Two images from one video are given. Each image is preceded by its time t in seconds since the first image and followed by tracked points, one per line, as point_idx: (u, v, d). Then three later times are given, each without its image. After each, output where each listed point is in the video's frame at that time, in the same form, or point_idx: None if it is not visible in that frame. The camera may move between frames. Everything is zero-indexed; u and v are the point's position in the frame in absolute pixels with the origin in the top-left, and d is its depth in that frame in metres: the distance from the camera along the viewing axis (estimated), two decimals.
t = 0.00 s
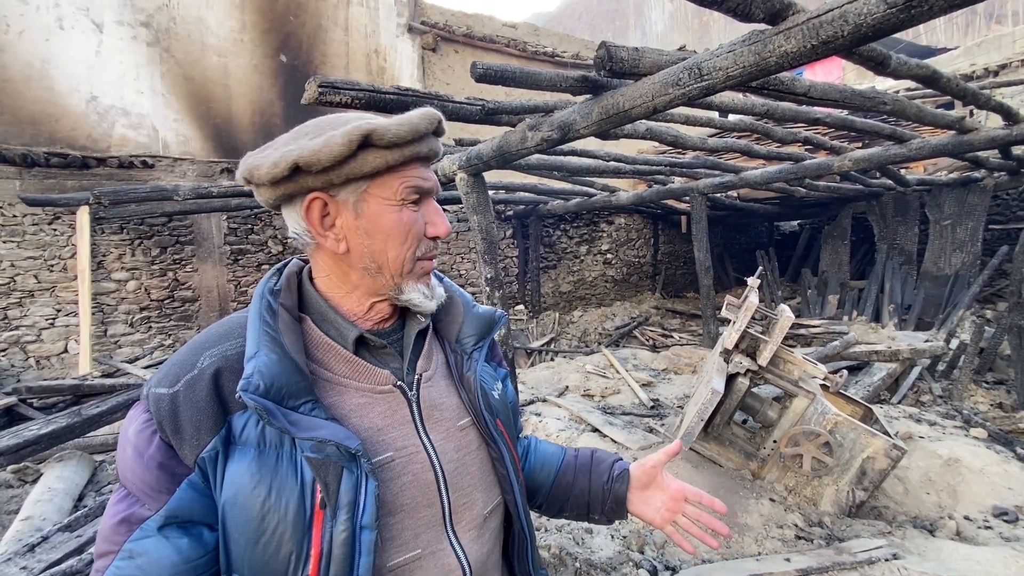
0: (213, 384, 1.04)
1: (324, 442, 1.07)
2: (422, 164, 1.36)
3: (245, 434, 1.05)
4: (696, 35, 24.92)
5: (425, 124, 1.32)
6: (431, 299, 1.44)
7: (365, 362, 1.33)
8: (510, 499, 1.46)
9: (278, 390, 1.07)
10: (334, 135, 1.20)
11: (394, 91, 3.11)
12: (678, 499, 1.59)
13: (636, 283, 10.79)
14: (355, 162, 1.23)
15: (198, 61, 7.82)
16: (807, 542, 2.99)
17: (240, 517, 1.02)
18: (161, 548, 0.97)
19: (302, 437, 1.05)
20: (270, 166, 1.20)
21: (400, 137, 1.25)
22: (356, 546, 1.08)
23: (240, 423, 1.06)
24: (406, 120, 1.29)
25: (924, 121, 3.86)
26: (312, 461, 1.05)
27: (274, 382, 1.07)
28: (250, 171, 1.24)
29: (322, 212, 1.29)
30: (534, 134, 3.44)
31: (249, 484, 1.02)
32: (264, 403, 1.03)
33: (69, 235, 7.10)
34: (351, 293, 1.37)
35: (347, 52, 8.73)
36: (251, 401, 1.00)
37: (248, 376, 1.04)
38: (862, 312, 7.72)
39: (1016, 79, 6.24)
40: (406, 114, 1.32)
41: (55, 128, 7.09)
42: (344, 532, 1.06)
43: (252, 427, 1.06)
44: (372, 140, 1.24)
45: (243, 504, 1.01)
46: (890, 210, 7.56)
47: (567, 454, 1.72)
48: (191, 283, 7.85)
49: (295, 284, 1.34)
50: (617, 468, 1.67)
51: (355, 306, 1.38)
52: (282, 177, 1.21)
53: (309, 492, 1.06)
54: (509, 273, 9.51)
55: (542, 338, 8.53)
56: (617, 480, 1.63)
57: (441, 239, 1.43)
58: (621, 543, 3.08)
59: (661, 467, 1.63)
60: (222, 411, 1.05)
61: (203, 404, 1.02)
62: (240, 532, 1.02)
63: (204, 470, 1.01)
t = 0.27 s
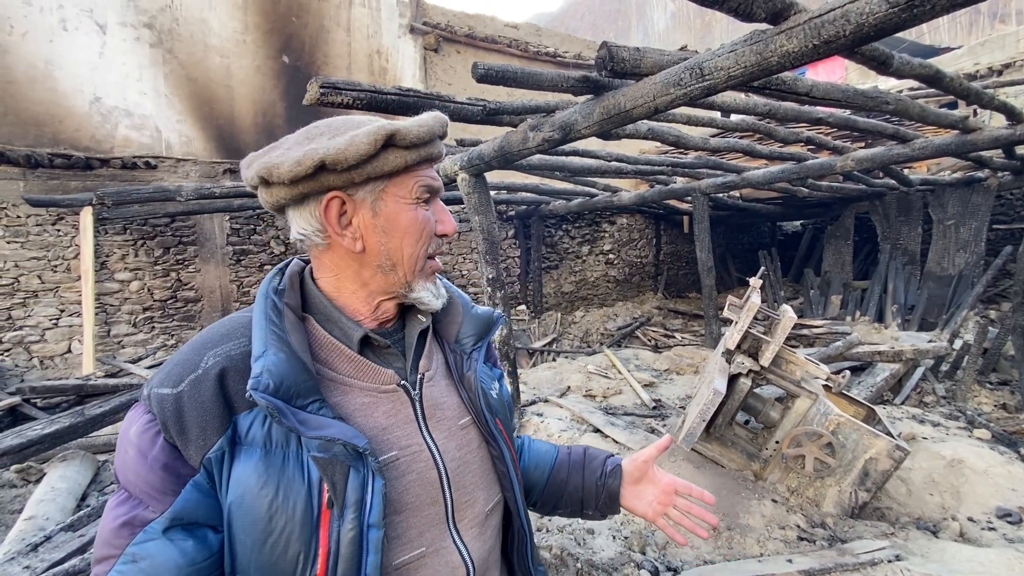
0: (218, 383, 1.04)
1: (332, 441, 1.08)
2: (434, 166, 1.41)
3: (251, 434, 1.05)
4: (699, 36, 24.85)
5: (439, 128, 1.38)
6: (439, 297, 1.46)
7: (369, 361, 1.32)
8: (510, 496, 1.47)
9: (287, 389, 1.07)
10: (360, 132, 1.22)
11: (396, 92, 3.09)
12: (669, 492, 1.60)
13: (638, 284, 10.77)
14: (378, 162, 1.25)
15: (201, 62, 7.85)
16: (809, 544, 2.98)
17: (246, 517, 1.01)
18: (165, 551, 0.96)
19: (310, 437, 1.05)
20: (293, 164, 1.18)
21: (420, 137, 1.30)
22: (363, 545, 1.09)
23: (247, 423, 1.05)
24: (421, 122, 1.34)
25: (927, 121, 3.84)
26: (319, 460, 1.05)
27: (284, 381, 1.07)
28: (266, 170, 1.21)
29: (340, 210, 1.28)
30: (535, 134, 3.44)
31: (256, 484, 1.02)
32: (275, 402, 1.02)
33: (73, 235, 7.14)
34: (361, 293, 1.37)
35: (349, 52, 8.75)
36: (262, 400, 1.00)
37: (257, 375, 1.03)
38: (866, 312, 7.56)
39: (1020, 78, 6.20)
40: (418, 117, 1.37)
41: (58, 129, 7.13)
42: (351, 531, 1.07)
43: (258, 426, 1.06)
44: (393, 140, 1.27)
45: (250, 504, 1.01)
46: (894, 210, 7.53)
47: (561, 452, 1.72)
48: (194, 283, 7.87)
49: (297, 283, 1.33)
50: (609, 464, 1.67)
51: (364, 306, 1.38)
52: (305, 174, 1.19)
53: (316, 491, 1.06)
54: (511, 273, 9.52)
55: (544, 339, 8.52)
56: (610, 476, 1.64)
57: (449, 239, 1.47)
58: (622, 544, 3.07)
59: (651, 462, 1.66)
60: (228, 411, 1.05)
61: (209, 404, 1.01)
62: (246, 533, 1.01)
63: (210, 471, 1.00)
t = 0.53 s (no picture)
0: (218, 386, 1.03)
1: (336, 443, 1.07)
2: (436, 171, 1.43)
3: (253, 438, 1.04)
4: (701, 36, 24.80)
5: (444, 134, 1.40)
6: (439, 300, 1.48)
7: (371, 361, 1.31)
8: (509, 493, 1.47)
9: (291, 392, 1.06)
10: (373, 137, 1.22)
11: (397, 93, 3.08)
12: (666, 460, 1.61)
13: (640, 284, 10.76)
14: (389, 167, 1.26)
15: (204, 63, 7.88)
16: (812, 545, 2.97)
17: (251, 520, 1.01)
18: (169, 560, 0.94)
19: (314, 439, 1.05)
20: (306, 165, 1.15)
21: (429, 144, 1.31)
22: (368, 546, 1.08)
23: (249, 427, 1.05)
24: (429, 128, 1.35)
25: (930, 120, 3.82)
26: (323, 463, 1.05)
27: (288, 383, 1.06)
28: (274, 170, 1.17)
29: (346, 213, 1.28)
30: (537, 134, 3.44)
31: (260, 488, 1.01)
32: (281, 404, 1.02)
33: (77, 236, 7.17)
34: (361, 296, 1.36)
35: (351, 53, 8.77)
36: (269, 402, 0.99)
37: (262, 377, 1.03)
38: (869, 313, 7.57)
39: None
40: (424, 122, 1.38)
41: (62, 131, 7.16)
42: (356, 533, 1.06)
43: (260, 430, 1.05)
44: (403, 146, 1.28)
45: (255, 508, 1.01)
46: (897, 210, 7.50)
47: (558, 435, 1.73)
48: (197, 284, 7.89)
49: (295, 283, 1.32)
50: (607, 442, 1.68)
51: (363, 308, 1.37)
52: (317, 177, 1.18)
53: (320, 493, 1.06)
54: (513, 274, 9.52)
55: (546, 339, 8.52)
56: (609, 453, 1.65)
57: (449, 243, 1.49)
58: (624, 545, 3.07)
59: (645, 433, 1.67)
60: (229, 415, 1.04)
61: (210, 408, 1.00)
62: (251, 536, 1.01)
63: (213, 475, 1.00)
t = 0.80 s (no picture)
0: (215, 394, 1.01)
1: (339, 447, 1.06)
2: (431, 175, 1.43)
3: (253, 445, 1.03)
4: (702, 35, 24.77)
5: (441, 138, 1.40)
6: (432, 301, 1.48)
7: (368, 363, 1.30)
8: (505, 487, 1.48)
9: (293, 397, 1.05)
10: (372, 139, 1.21)
11: (398, 93, 3.09)
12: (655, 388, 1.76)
13: (641, 284, 10.75)
14: (388, 169, 1.26)
15: (205, 64, 7.89)
16: (812, 545, 2.96)
17: (254, 528, 1.00)
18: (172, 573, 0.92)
19: (317, 445, 1.04)
20: (304, 166, 1.15)
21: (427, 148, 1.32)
22: (373, 547, 1.09)
23: (248, 434, 1.03)
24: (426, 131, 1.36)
25: (932, 120, 3.81)
26: (325, 468, 1.04)
27: (289, 389, 1.05)
28: (270, 169, 1.16)
29: (342, 215, 1.27)
30: (537, 134, 3.44)
31: (263, 496, 1.00)
32: (285, 411, 1.01)
33: (79, 237, 7.19)
34: (354, 298, 1.35)
35: (352, 54, 8.78)
36: (272, 409, 0.98)
37: (263, 384, 1.01)
38: (870, 313, 7.57)
39: None
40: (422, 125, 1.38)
41: (64, 132, 7.18)
42: (361, 535, 1.07)
43: (260, 436, 1.04)
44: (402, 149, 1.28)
45: (257, 517, 0.99)
46: (899, 209, 7.49)
47: (556, 388, 1.81)
48: (198, 284, 7.91)
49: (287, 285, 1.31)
50: (602, 386, 1.79)
51: (356, 310, 1.36)
52: (315, 178, 1.17)
53: (324, 498, 1.06)
54: (513, 274, 9.53)
55: (547, 339, 8.52)
56: (606, 394, 1.76)
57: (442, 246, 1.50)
58: (625, 545, 3.07)
59: (632, 368, 1.80)
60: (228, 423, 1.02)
61: (208, 418, 0.98)
62: (254, 545, 1.00)
63: (214, 485, 0.98)
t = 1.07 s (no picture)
0: (210, 401, 0.98)
1: (338, 449, 1.06)
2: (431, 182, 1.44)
3: (251, 451, 1.01)
4: (702, 35, 24.74)
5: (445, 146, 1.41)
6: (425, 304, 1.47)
7: (364, 364, 1.30)
8: (500, 482, 1.49)
9: (291, 401, 1.04)
10: (378, 143, 1.21)
11: (398, 93, 3.10)
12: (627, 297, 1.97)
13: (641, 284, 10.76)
14: (391, 173, 1.26)
15: (205, 64, 7.90)
16: (812, 545, 2.97)
17: (255, 534, 0.99)
18: None
19: (317, 447, 1.04)
20: (309, 164, 1.14)
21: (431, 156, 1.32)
22: (375, 547, 1.09)
23: (244, 440, 1.01)
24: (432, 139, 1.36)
25: (932, 119, 3.81)
26: (325, 470, 1.04)
27: (288, 393, 1.03)
28: (274, 164, 1.15)
29: (341, 215, 1.26)
30: (537, 134, 3.44)
31: (263, 501, 0.99)
32: (285, 415, 1.00)
33: (79, 237, 7.20)
34: (347, 299, 1.34)
35: (352, 54, 8.78)
36: (272, 413, 0.97)
37: (261, 390, 1.00)
38: (870, 312, 7.58)
39: None
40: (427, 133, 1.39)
41: (64, 132, 7.19)
42: (363, 535, 1.07)
43: (258, 441, 1.02)
44: (407, 155, 1.28)
45: (257, 522, 0.98)
46: (899, 209, 7.48)
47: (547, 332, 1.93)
48: (199, 284, 7.92)
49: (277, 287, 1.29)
50: (586, 316, 1.93)
51: (348, 312, 1.35)
52: (319, 177, 1.16)
53: (324, 500, 1.05)
54: (514, 274, 9.53)
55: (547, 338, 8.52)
56: (593, 322, 1.91)
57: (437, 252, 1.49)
58: (625, 544, 3.07)
59: (603, 289, 1.99)
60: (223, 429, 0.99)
61: (204, 425, 0.96)
62: (255, 550, 0.99)
63: (212, 493, 0.96)
